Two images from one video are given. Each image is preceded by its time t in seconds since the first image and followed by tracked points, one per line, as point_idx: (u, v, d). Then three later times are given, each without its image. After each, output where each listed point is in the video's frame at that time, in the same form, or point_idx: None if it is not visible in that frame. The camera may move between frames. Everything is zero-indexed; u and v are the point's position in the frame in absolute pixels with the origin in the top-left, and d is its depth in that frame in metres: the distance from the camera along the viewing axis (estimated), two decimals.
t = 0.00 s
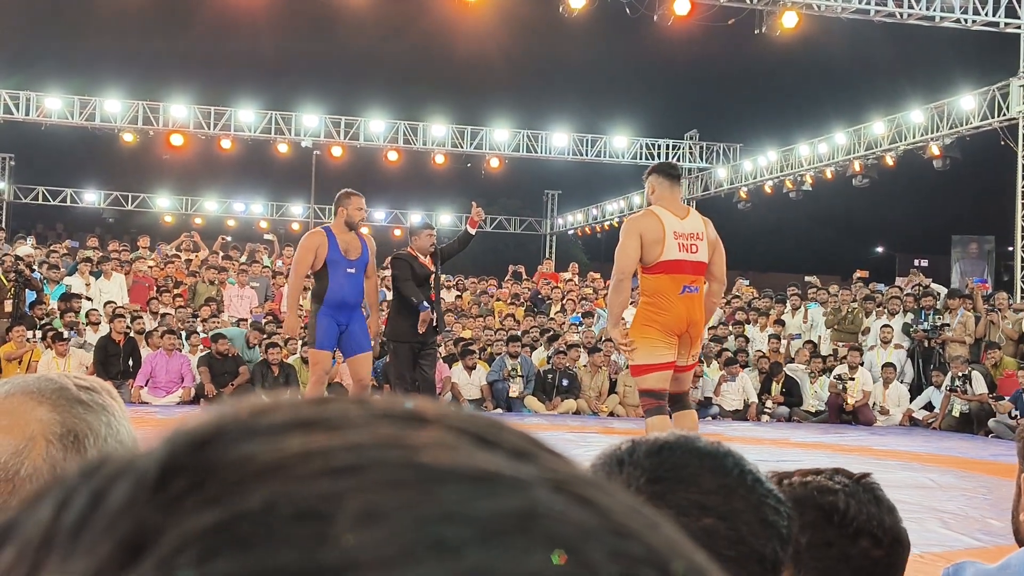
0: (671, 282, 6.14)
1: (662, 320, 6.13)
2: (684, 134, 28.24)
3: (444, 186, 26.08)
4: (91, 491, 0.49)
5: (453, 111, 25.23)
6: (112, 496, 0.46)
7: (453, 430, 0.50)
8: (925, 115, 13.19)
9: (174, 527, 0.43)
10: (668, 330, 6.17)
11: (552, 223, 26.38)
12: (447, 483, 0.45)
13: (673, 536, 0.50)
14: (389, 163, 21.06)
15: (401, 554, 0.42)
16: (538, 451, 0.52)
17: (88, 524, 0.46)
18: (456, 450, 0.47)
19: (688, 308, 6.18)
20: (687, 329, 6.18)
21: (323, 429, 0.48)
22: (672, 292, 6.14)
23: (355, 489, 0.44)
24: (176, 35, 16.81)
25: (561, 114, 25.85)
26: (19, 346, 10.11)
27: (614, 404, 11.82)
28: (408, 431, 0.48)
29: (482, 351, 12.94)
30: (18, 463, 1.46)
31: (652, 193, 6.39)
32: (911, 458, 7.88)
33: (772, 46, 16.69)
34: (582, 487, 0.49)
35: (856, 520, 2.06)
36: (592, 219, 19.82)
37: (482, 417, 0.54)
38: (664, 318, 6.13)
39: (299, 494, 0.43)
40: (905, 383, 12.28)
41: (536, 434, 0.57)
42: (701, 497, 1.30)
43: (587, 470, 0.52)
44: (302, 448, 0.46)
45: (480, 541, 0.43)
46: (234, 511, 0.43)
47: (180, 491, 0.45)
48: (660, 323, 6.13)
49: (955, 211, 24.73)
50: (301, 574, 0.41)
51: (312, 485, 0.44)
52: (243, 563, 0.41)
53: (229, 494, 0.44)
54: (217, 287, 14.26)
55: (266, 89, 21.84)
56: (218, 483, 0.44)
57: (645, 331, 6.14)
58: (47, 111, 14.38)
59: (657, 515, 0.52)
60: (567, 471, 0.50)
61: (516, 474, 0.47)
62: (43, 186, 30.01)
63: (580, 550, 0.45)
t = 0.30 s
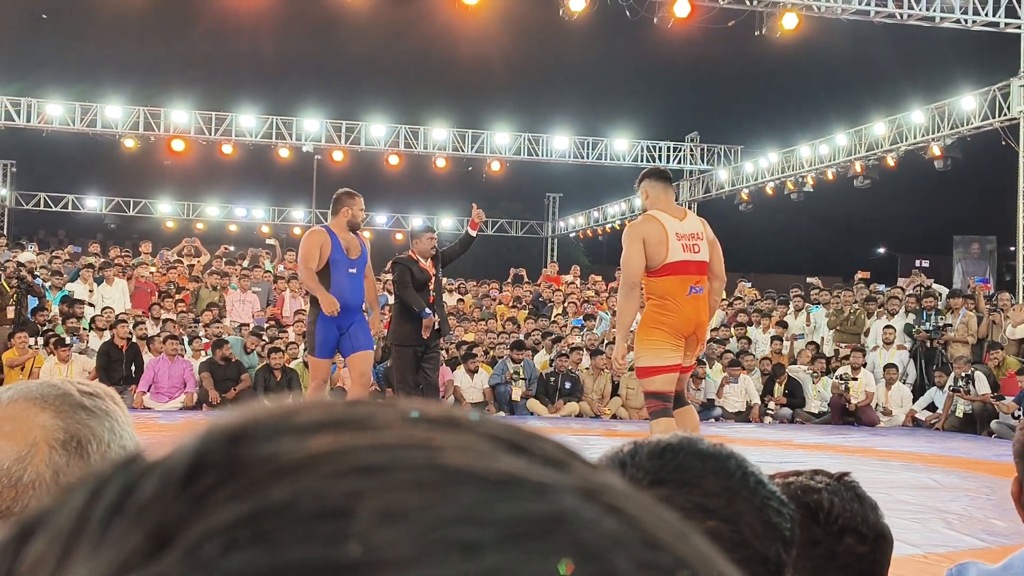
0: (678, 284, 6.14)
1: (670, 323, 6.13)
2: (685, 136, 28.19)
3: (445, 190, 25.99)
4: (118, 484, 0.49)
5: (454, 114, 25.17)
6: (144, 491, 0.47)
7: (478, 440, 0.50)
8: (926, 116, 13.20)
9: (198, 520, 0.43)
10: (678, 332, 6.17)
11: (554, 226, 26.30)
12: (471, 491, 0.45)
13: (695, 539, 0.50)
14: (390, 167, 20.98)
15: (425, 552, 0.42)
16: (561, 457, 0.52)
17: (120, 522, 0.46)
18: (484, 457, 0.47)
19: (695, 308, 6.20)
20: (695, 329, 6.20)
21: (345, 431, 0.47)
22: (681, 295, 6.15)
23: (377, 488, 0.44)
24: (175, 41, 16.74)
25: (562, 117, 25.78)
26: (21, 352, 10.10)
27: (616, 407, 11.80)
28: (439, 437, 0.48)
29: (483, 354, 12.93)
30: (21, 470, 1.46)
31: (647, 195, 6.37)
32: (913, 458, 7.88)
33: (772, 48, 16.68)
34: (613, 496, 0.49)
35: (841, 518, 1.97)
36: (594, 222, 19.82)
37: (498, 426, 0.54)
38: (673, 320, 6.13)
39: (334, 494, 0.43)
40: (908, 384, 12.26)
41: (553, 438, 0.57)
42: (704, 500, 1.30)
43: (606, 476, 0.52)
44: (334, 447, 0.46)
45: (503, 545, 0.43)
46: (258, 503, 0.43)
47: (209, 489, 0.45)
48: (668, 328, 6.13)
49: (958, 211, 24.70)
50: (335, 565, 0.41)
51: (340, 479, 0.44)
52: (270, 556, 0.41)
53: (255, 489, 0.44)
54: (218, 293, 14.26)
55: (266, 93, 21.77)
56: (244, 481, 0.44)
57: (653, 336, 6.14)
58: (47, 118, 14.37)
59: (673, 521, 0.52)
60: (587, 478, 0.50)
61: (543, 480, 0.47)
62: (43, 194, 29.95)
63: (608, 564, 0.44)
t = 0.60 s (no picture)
0: (690, 277, 6.12)
1: (690, 316, 6.05)
2: (686, 135, 28.20)
3: (445, 190, 25.99)
4: (156, 477, 0.50)
5: (455, 115, 25.18)
6: (186, 482, 0.47)
7: (512, 439, 0.51)
8: (926, 115, 13.22)
9: (242, 513, 0.44)
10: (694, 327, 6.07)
11: (553, 225, 26.31)
12: (509, 488, 0.45)
13: (722, 541, 0.51)
14: (390, 168, 20.98)
15: (464, 547, 0.43)
16: (588, 458, 0.53)
17: (162, 512, 0.47)
18: (518, 458, 0.48)
19: (709, 302, 6.15)
20: (711, 322, 6.11)
21: (378, 427, 0.48)
22: (695, 288, 6.12)
23: (421, 484, 0.44)
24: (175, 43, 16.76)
25: (561, 117, 25.82)
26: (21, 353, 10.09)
27: (618, 407, 11.79)
28: (475, 437, 0.49)
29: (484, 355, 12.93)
30: (25, 471, 1.46)
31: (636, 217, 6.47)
32: (914, 458, 7.88)
33: (772, 48, 16.71)
34: (642, 496, 0.49)
35: (849, 518, 1.97)
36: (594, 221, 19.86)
37: (524, 427, 0.55)
38: (692, 313, 6.06)
39: (378, 489, 0.44)
40: (909, 383, 12.27)
41: (571, 434, 0.57)
42: (706, 499, 1.31)
43: (632, 476, 0.53)
44: (375, 445, 0.47)
45: (542, 541, 0.44)
46: (302, 495, 0.43)
47: (252, 481, 0.45)
48: (688, 320, 6.04)
49: (958, 210, 24.69)
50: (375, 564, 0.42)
51: (384, 471, 0.45)
52: (309, 553, 0.42)
53: (294, 482, 0.45)
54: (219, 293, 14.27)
55: (266, 94, 21.81)
56: (286, 473, 0.45)
57: (674, 331, 6.03)
58: (48, 119, 14.39)
59: (700, 522, 0.53)
60: (618, 480, 0.51)
61: (577, 481, 0.47)
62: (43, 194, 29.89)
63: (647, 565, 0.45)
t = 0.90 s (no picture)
0: (693, 278, 6.17)
1: (703, 310, 6.04)
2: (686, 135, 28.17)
3: (445, 190, 25.96)
4: (173, 468, 0.50)
5: (455, 115, 25.16)
6: (199, 479, 0.48)
7: (521, 437, 0.51)
8: (927, 116, 13.22)
9: (254, 508, 0.45)
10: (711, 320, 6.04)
11: (554, 226, 26.29)
12: (516, 481, 0.46)
13: (728, 540, 0.52)
14: (391, 167, 20.95)
15: (474, 539, 0.44)
16: (588, 458, 0.53)
17: (175, 505, 0.48)
18: (516, 454, 0.48)
19: (720, 296, 6.16)
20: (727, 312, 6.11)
21: (365, 428, 0.49)
22: (700, 285, 6.15)
23: (431, 480, 0.45)
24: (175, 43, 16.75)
25: (562, 117, 25.81)
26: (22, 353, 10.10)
27: (619, 407, 11.79)
28: (485, 435, 0.50)
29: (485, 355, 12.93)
30: (29, 470, 1.46)
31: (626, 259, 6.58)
32: (916, 458, 7.87)
33: (773, 48, 16.70)
34: (648, 496, 0.50)
35: (848, 517, 1.98)
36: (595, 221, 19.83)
37: (523, 424, 0.56)
38: (704, 307, 6.06)
39: (385, 486, 0.45)
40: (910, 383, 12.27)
41: (574, 437, 0.58)
42: (708, 499, 1.32)
43: (629, 471, 0.53)
44: (389, 442, 0.47)
45: (551, 535, 0.44)
46: (312, 491, 0.44)
47: (263, 478, 0.46)
48: (703, 315, 6.02)
49: (959, 210, 24.65)
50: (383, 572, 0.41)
51: (393, 470, 0.46)
52: (320, 539, 0.42)
53: (306, 477, 0.46)
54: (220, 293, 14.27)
55: (267, 94, 21.80)
56: (298, 471, 0.46)
57: (691, 329, 5.99)
58: (48, 119, 14.39)
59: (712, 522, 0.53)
60: (614, 474, 0.51)
61: (583, 477, 0.48)
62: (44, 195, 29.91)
63: (659, 564, 0.45)
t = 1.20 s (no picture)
0: (694, 281, 6.17)
1: (706, 311, 6.04)
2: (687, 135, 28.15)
3: (447, 190, 25.94)
4: (164, 464, 0.51)
5: (457, 114, 25.12)
6: (184, 478, 0.48)
7: (513, 436, 0.51)
8: (928, 115, 13.22)
9: (239, 507, 0.45)
10: (716, 320, 6.04)
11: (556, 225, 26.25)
12: (505, 478, 0.46)
13: (717, 533, 0.51)
14: (392, 167, 20.92)
15: (459, 534, 0.43)
16: (574, 452, 0.52)
17: (162, 501, 0.48)
18: (501, 449, 0.48)
19: (722, 296, 6.16)
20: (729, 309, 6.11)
21: (351, 423, 0.49)
22: (702, 286, 6.15)
23: (415, 476, 0.45)
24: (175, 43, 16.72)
25: (563, 117, 25.79)
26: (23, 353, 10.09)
27: (619, 407, 11.79)
28: (473, 432, 0.50)
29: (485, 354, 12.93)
30: (28, 470, 1.46)
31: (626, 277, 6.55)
32: (916, 458, 7.88)
33: (774, 48, 16.68)
34: (638, 491, 0.49)
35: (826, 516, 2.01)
36: (596, 221, 19.86)
37: (513, 420, 0.56)
38: (707, 308, 6.05)
39: (372, 475, 0.45)
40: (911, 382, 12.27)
41: (569, 435, 0.58)
42: (706, 498, 1.32)
43: (618, 466, 0.53)
44: (381, 437, 0.47)
45: (537, 526, 0.44)
46: (297, 487, 0.44)
47: (248, 474, 0.46)
48: (707, 315, 6.02)
49: (961, 210, 24.61)
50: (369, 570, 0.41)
51: (383, 460, 0.46)
52: (305, 528, 0.42)
53: (294, 469, 0.46)
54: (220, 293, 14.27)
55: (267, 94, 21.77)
56: (285, 466, 0.45)
57: (694, 329, 5.99)
58: (49, 119, 14.38)
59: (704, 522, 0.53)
60: (599, 470, 0.51)
61: (570, 472, 0.48)
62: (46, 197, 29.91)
63: (645, 559, 0.45)
